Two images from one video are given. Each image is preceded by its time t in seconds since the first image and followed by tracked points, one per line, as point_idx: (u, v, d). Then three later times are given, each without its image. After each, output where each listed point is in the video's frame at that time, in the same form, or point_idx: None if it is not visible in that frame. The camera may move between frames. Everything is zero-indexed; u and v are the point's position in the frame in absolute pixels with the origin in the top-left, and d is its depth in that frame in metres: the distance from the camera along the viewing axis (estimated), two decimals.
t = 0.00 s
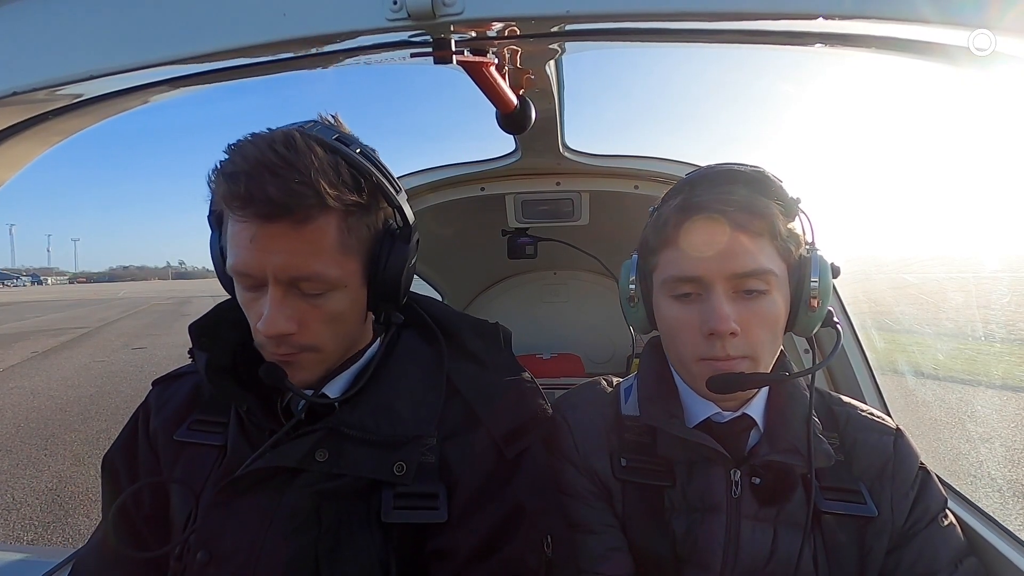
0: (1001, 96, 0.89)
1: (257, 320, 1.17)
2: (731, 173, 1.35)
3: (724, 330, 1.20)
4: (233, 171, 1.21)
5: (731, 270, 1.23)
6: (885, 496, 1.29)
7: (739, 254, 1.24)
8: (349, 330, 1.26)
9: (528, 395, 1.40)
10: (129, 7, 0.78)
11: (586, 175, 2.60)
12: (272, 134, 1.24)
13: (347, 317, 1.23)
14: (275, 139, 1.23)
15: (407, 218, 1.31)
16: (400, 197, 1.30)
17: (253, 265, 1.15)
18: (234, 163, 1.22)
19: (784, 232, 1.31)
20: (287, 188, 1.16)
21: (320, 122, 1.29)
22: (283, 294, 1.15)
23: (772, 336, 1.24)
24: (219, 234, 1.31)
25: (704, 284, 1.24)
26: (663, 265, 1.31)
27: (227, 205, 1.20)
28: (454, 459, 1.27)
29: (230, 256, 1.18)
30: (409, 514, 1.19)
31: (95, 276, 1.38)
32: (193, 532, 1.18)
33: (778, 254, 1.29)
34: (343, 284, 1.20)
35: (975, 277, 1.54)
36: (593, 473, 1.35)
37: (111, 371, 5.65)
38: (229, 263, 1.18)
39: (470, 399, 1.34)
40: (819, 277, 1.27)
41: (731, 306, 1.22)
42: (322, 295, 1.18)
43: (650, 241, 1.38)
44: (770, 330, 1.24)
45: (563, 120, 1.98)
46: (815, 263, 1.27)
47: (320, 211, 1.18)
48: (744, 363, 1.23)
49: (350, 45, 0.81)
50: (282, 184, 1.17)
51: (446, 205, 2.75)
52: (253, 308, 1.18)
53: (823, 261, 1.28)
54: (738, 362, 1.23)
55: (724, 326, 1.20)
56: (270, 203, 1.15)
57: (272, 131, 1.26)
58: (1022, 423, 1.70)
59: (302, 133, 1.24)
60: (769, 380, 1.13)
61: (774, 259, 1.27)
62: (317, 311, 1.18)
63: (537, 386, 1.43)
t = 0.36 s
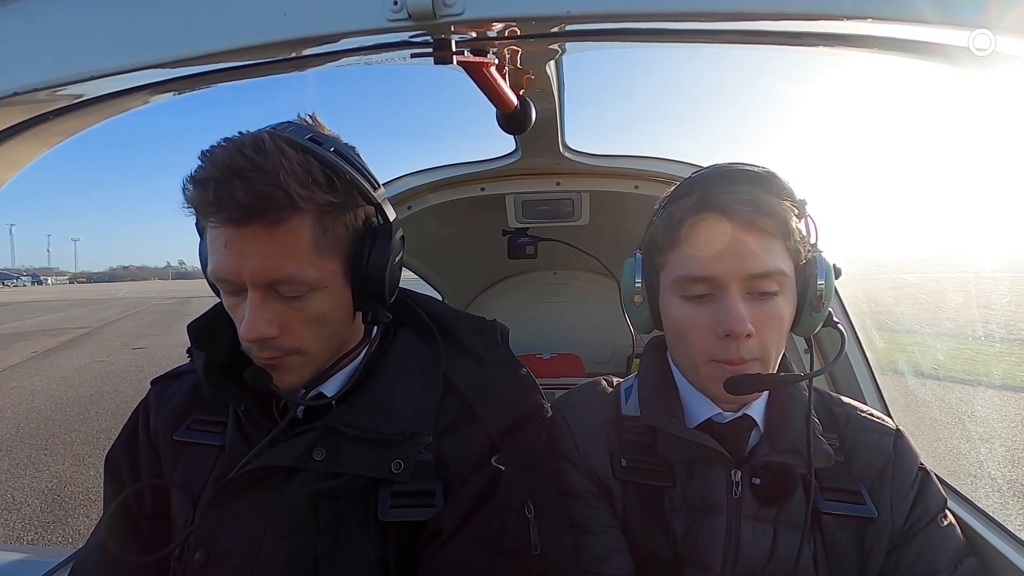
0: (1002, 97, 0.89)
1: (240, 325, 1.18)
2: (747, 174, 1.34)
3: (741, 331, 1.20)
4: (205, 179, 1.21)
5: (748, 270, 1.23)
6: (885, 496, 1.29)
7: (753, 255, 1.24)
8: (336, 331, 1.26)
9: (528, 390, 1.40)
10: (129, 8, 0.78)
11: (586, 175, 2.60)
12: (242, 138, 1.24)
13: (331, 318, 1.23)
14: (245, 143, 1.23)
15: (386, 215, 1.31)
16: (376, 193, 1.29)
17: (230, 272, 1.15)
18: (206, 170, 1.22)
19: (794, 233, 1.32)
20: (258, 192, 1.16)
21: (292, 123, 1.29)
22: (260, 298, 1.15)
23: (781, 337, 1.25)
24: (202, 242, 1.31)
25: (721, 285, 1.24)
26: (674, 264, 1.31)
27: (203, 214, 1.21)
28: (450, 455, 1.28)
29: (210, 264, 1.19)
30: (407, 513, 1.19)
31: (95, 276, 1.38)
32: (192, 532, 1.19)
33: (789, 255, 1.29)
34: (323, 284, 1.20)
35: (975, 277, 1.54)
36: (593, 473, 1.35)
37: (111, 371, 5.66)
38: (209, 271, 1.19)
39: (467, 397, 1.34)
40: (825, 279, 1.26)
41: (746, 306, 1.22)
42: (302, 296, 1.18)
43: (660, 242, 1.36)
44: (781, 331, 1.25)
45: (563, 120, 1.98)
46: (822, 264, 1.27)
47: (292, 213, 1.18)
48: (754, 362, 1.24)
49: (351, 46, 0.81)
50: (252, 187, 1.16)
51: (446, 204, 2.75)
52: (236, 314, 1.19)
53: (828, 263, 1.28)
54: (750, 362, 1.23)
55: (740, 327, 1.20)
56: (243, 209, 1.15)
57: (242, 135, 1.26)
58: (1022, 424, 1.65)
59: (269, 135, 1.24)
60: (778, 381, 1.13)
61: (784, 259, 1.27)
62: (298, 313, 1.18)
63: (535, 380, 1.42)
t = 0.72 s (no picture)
0: (1003, 97, 0.90)
1: (242, 325, 1.18)
2: (747, 173, 1.36)
3: (740, 328, 1.20)
4: (202, 181, 1.21)
5: (748, 268, 1.23)
6: (885, 496, 1.29)
7: (752, 252, 1.24)
8: (337, 328, 1.26)
9: (528, 388, 1.39)
10: (131, 8, 0.78)
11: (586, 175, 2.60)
12: (236, 138, 1.24)
13: (332, 315, 1.23)
14: (240, 143, 1.23)
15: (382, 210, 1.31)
16: (373, 188, 1.30)
17: (230, 271, 1.15)
18: (202, 172, 1.22)
19: (795, 232, 1.31)
20: (257, 191, 1.16)
21: (285, 123, 1.29)
22: (262, 297, 1.15)
23: (782, 334, 1.25)
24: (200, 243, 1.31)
25: (721, 282, 1.24)
26: (675, 261, 1.31)
27: (202, 214, 1.20)
28: (449, 453, 1.29)
29: (209, 265, 1.19)
30: (407, 512, 1.19)
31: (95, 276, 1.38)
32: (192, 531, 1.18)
33: (790, 253, 1.29)
34: (323, 281, 1.20)
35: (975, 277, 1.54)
36: (593, 473, 1.35)
37: (111, 371, 5.66)
38: (210, 272, 1.19)
39: (467, 395, 1.34)
40: (825, 280, 1.27)
41: (746, 302, 1.22)
42: (303, 294, 1.18)
43: (661, 240, 1.37)
44: (781, 329, 1.24)
45: (563, 120, 1.98)
46: (823, 264, 1.28)
47: (291, 210, 1.18)
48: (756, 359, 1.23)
49: (352, 46, 0.81)
50: (250, 186, 1.16)
51: (447, 205, 2.75)
52: (238, 314, 1.19)
53: (830, 263, 1.29)
54: (751, 360, 1.23)
55: (741, 323, 1.19)
56: (243, 208, 1.15)
57: (236, 135, 1.26)
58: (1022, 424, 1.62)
59: (263, 134, 1.24)
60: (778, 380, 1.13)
61: (785, 257, 1.27)
62: (300, 311, 1.18)
63: (534, 378, 1.42)
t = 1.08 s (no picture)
0: (1002, 96, 0.89)
1: (252, 329, 1.17)
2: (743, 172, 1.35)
3: (735, 330, 1.20)
4: (202, 186, 1.20)
5: (745, 269, 1.23)
6: (884, 496, 1.29)
7: (749, 255, 1.24)
8: (345, 326, 1.27)
9: (528, 387, 1.39)
10: (130, 8, 0.78)
11: (586, 175, 2.60)
12: (233, 141, 1.23)
13: (339, 314, 1.23)
14: (238, 146, 1.22)
15: (382, 205, 1.32)
16: (373, 186, 1.30)
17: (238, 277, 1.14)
18: (201, 177, 1.21)
19: (792, 233, 1.31)
20: (263, 196, 1.15)
21: (277, 122, 1.28)
22: (271, 300, 1.15)
23: (781, 335, 1.25)
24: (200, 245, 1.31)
25: (719, 283, 1.24)
26: (672, 262, 1.31)
27: (205, 220, 1.19)
28: (450, 453, 1.29)
29: (214, 271, 1.18)
30: (408, 512, 1.19)
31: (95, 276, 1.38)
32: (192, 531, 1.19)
33: (788, 254, 1.29)
34: (331, 282, 1.21)
35: (975, 277, 1.54)
36: (593, 473, 1.35)
37: (110, 371, 5.66)
38: (214, 278, 1.18)
39: (467, 395, 1.34)
40: (825, 279, 1.27)
41: (742, 305, 1.22)
42: (312, 296, 1.18)
43: (657, 241, 1.37)
44: (779, 330, 1.24)
45: (563, 120, 1.98)
46: (823, 264, 1.28)
47: (297, 214, 1.17)
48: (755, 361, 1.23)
49: (351, 45, 0.81)
50: (253, 190, 1.16)
51: (446, 204, 2.75)
52: (245, 318, 1.18)
53: (830, 263, 1.29)
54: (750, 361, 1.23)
55: (735, 326, 1.20)
56: (249, 214, 1.14)
57: (233, 137, 1.25)
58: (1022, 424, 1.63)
59: (261, 137, 1.22)
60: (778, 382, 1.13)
61: (783, 259, 1.27)
62: (309, 313, 1.18)
63: (533, 374, 1.42)
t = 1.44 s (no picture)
0: (1002, 96, 0.89)
1: (254, 333, 1.17)
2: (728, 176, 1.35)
3: (721, 341, 1.20)
4: (202, 189, 1.19)
5: (730, 278, 1.22)
6: (885, 496, 1.29)
7: (735, 262, 1.23)
8: (347, 327, 1.27)
9: (528, 388, 1.40)
10: (130, 8, 0.78)
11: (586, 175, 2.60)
12: (232, 144, 1.23)
13: (341, 315, 1.24)
14: (237, 149, 1.22)
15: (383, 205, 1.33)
16: (373, 187, 1.29)
17: (240, 281, 1.14)
18: (202, 180, 1.21)
19: (778, 237, 1.30)
20: (264, 200, 1.15)
21: (275, 122, 1.28)
22: (273, 303, 1.15)
23: (770, 340, 1.25)
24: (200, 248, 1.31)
25: (705, 293, 1.23)
26: (659, 273, 1.30)
27: (205, 223, 1.19)
28: (450, 453, 1.29)
29: (215, 275, 1.18)
30: (407, 514, 1.19)
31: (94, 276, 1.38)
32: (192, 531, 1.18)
33: (775, 260, 1.28)
34: (333, 284, 1.21)
35: (975, 277, 1.54)
36: (590, 476, 1.35)
37: (110, 371, 5.66)
38: (216, 283, 1.18)
39: (467, 396, 1.35)
40: (816, 278, 1.27)
41: (727, 315, 1.22)
42: (315, 298, 1.18)
43: (643, 249, 1.37)
44: (767, 337, 1.24)
45: (563, 120, 1.98)
46: (812, 263, 1.28)
47: (298, 216, 1.17)
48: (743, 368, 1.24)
49: (350, 45, 0.81)
50: (254, 194, 1.15)
51: (447, 204, 2.75)
52: (246, 322, 1.18)
53: (820, 261, 1.28)
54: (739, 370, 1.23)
55: (721, 337, 1.20)
56: (250, 217, 1.14)
57: (232, 140, 1.24)
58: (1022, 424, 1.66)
59: (260, 140, 1.22)
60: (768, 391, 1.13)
61: (769, 265, 1.26)
62: (312, 315, 1.18)
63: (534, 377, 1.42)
